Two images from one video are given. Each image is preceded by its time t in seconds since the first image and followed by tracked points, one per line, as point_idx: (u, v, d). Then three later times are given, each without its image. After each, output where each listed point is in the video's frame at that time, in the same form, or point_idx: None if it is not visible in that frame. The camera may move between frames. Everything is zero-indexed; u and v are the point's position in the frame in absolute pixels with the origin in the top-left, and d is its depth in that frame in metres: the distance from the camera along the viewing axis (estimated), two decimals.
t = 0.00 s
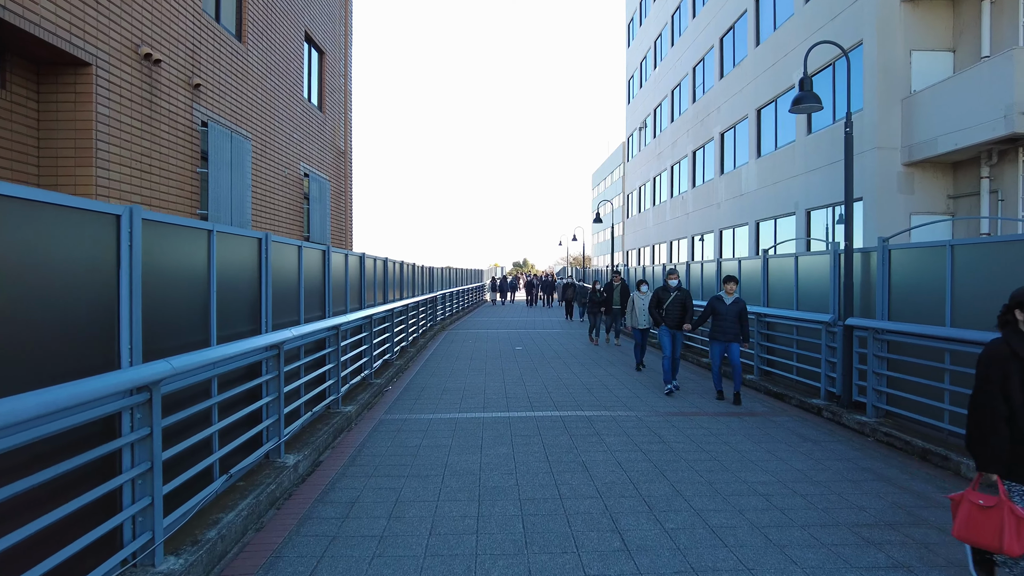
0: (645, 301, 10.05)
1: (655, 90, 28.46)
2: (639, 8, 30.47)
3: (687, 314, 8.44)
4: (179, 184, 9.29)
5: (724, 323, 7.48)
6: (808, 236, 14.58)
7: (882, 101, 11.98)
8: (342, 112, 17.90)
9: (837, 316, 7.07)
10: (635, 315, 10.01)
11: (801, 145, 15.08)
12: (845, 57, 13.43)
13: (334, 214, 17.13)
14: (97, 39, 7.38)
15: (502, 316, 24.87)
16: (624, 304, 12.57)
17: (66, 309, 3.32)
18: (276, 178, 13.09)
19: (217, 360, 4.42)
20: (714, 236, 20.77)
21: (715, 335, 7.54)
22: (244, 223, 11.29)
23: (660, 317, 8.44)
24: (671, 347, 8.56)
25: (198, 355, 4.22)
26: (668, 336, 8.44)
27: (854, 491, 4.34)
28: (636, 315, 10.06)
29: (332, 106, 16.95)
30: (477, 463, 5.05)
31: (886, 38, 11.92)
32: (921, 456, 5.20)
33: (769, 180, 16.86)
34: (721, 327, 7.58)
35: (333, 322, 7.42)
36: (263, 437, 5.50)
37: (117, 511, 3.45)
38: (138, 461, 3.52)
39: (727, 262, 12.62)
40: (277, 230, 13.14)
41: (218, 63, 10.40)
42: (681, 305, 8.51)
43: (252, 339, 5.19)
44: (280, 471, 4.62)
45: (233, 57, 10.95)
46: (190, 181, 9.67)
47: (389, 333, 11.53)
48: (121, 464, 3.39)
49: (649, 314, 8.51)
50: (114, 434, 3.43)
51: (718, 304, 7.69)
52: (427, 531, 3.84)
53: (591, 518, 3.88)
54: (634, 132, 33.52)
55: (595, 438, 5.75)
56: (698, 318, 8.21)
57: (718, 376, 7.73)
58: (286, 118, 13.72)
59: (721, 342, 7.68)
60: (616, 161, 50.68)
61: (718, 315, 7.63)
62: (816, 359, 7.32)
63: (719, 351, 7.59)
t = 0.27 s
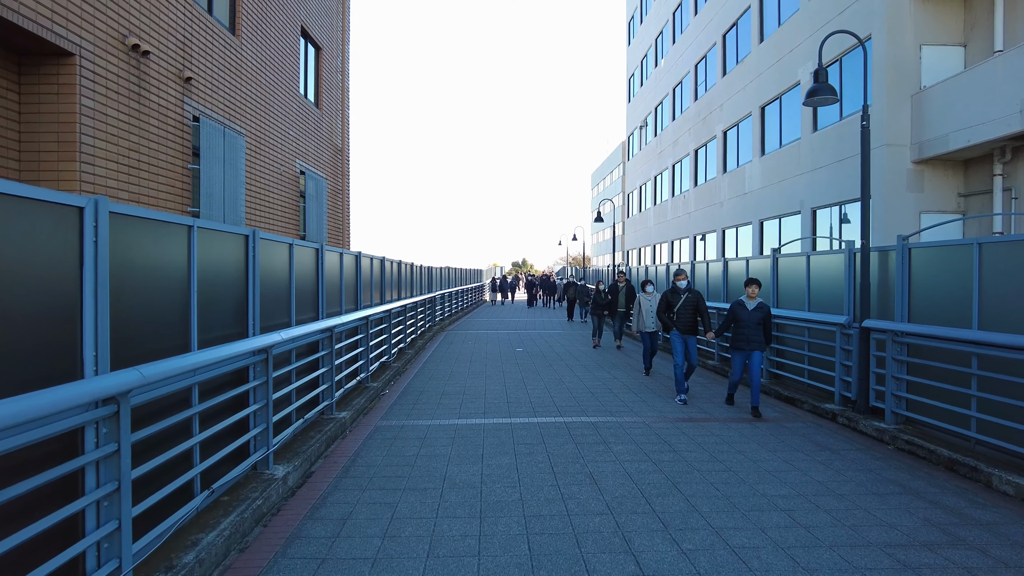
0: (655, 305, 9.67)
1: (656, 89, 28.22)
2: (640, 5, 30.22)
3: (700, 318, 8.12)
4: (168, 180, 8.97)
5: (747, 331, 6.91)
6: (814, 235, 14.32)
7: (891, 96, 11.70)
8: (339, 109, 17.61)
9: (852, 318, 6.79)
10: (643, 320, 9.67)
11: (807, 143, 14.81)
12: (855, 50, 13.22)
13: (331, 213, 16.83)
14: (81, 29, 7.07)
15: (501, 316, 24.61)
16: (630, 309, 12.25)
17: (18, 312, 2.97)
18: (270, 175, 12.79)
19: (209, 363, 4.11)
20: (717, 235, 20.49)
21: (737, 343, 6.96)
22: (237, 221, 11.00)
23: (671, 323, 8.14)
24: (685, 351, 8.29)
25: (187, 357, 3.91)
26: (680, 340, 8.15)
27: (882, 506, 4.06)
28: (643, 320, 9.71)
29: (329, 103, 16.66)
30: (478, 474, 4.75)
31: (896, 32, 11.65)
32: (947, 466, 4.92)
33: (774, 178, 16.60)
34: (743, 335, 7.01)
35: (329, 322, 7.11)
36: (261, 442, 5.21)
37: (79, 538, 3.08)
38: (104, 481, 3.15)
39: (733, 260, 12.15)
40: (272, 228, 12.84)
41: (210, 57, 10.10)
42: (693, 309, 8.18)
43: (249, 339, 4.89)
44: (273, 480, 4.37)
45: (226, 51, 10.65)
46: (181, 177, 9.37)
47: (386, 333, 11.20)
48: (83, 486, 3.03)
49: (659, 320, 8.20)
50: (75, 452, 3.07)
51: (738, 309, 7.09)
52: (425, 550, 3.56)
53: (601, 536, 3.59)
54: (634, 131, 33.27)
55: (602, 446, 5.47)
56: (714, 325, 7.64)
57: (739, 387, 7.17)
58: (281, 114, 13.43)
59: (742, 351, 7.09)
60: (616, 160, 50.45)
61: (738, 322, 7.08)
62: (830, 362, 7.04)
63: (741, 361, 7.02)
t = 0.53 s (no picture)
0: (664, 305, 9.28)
1: (656, 87, 27.98)
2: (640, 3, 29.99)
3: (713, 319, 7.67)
4: (155, 176, 8.65)
5: (765, 331, 6.42)
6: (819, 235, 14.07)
7: (899, 93, 11.43)
8: (335, 106, 17.29)
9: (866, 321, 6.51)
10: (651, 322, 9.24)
11: (811, 140, 14.54)
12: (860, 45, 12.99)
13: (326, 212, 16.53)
14: (61, 18, 6.76)
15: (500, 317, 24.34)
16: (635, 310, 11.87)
17: None
18: (263, 172, 12.49)
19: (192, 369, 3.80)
20: (719, 235, 20.21)
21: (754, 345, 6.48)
22: (229, 220, 10.69)
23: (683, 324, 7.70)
24: (698, 354, 7.85)
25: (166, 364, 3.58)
26: (692, 343, 7.72)
27: (911, 524, 3.78)
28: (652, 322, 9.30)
29: (324, 100, 16.37)
30: (475, 488, 4.47)
31: (904, 27, 11.38)
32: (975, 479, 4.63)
33: (777, 177, 16.35)
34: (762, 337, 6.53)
35: (320, 325, 6.78)
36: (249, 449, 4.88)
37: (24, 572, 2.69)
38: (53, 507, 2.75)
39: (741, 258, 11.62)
40: (264, 227, 12.54)
41: (200, 50, 9.80)
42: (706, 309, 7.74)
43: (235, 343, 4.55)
44: (255, 496, 4.06)
45: (217, 44, 10.35)
46: (169, 173, 9.05)
47: (382, 335, 10.86)
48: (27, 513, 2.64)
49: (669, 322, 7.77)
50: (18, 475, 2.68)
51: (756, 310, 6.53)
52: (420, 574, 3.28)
53: (610, 560, 3.31)
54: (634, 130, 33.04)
55: (607, 456, 5.19)
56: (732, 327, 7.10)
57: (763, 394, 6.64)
58: (274, 110, 13.11)
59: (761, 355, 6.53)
60: (615, 160, 50.23)
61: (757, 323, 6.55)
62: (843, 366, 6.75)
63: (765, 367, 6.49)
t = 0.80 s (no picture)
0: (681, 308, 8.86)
1: (656, 85, 27.71)
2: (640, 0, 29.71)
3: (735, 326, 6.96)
4: (141, 172, 8.32)
5: (790, 342, 6.03)
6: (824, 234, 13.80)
7: (909, 87, 11.15)
8: (330, 102, 16.97)
9: (883, 322, 6.24)
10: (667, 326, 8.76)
11: (817, 137, 14.24)
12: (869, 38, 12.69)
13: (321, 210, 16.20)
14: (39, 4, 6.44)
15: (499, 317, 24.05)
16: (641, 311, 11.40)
17: None
18: (256, 169, 12.17)
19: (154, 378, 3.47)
20: (721, 234, 19.92)
21: (778, 356, 6.08)
22: (220, 217, 10.38)
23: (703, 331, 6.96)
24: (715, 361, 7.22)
25: (124, 373, 3.25)
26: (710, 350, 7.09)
27: (945, 544, 3.49)
28: (666, 326, 8.82)
29: (320, 96, 16.05)
30: (473, 502, 4.18)
31: (914, 20, 11.10)
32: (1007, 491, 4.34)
33: (781, 175, 16.07)
34: (786, 347, 6.12)
35: (309, 327, 6.49)
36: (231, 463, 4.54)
37: None
38: None
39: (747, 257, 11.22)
40: (257, 224, 12.21)
41: (190, 42, 9.47)
42: (728, 314, 7.00)
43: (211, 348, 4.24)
44: (237, 513, 3.74)
45: (208, 37, 10.03)
46: (156, 169, 8.72)
47: (377, 337, 10.55)
48: None
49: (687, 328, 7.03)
50: None
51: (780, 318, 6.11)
52: None
53: None
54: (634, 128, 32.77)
55: (613, 466, 4.89)
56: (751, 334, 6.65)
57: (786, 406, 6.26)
58: (268, 105, 12.79)
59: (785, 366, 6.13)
60: (615, 159, 49.96)
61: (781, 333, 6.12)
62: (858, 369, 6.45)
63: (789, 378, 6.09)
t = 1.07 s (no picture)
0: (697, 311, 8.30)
1: (657, 83, 27.44)
2: None
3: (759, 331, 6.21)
4: (128, 169, 8.00)
5: (827, 346, 5.63)
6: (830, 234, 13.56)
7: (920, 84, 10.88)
8: (326, 99, 16.67)
9: (902, 325, 5.98)
10: (681, 330, 8.18)
11: (823, 135, 13.96)
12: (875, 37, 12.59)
13: (317, 209, 15.89)
14: None
15: (498, 317, 23.78)
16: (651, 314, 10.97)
17: None
18: (249, 167, 11.87)
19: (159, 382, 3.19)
20: (724, 234, 19.64)
21: (812, 362, 5.63)
22: (212, 217, 10.07)
23: (724, 335, 6.17)
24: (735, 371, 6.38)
25: (124, 377, 2.97)
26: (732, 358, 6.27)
27: (987, 571, 3.21)
28: (681, 330, 8.24)
29: (315, 94, 15.76)
30: (474, 522, 3.90)
31: (925, 14, 10.82)
32: None
33: (786, 174, 15.81)
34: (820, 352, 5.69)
35: (300, 331, 6.22)
36: (224, 473, 4.26)
37: None
38: None
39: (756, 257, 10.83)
40: (250, 224, 11.91)
41: (179, 36, 9.16)
42: (752, 318, 6.24)
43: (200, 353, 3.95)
44: (218, 535, 3.47)
45: (199, 30, 9.73)
46: (144, 167, 8.41)
47: (373, 339, 10.26)
48: None
49: (706, 331, 6.21)
50: None
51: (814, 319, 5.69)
52: None
53: None
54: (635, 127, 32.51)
55: (622, 480, 4.61)
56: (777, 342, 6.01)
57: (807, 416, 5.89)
58: (261, 102, 12.49)
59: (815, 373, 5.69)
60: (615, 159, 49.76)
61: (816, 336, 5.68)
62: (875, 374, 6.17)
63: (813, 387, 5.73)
